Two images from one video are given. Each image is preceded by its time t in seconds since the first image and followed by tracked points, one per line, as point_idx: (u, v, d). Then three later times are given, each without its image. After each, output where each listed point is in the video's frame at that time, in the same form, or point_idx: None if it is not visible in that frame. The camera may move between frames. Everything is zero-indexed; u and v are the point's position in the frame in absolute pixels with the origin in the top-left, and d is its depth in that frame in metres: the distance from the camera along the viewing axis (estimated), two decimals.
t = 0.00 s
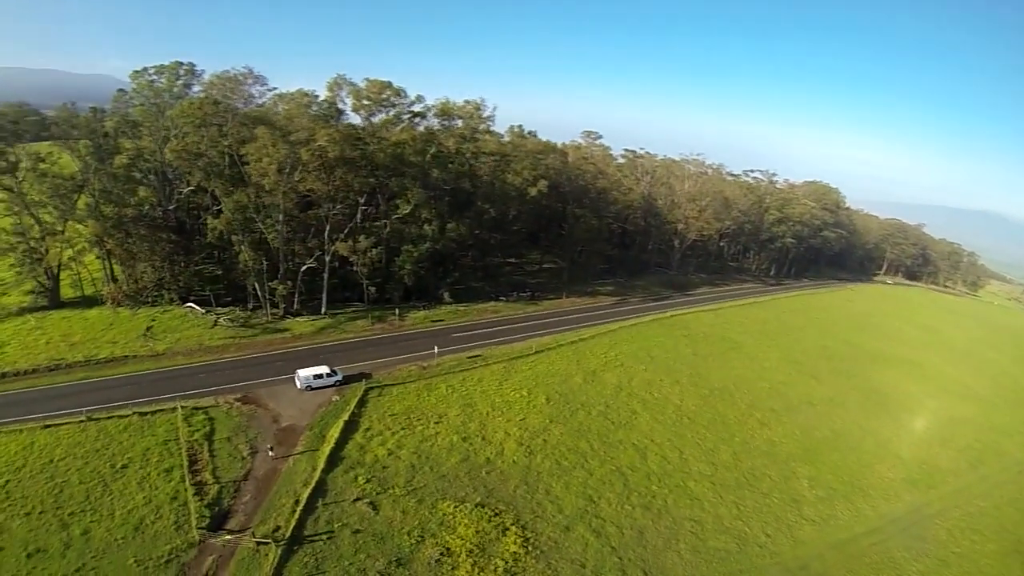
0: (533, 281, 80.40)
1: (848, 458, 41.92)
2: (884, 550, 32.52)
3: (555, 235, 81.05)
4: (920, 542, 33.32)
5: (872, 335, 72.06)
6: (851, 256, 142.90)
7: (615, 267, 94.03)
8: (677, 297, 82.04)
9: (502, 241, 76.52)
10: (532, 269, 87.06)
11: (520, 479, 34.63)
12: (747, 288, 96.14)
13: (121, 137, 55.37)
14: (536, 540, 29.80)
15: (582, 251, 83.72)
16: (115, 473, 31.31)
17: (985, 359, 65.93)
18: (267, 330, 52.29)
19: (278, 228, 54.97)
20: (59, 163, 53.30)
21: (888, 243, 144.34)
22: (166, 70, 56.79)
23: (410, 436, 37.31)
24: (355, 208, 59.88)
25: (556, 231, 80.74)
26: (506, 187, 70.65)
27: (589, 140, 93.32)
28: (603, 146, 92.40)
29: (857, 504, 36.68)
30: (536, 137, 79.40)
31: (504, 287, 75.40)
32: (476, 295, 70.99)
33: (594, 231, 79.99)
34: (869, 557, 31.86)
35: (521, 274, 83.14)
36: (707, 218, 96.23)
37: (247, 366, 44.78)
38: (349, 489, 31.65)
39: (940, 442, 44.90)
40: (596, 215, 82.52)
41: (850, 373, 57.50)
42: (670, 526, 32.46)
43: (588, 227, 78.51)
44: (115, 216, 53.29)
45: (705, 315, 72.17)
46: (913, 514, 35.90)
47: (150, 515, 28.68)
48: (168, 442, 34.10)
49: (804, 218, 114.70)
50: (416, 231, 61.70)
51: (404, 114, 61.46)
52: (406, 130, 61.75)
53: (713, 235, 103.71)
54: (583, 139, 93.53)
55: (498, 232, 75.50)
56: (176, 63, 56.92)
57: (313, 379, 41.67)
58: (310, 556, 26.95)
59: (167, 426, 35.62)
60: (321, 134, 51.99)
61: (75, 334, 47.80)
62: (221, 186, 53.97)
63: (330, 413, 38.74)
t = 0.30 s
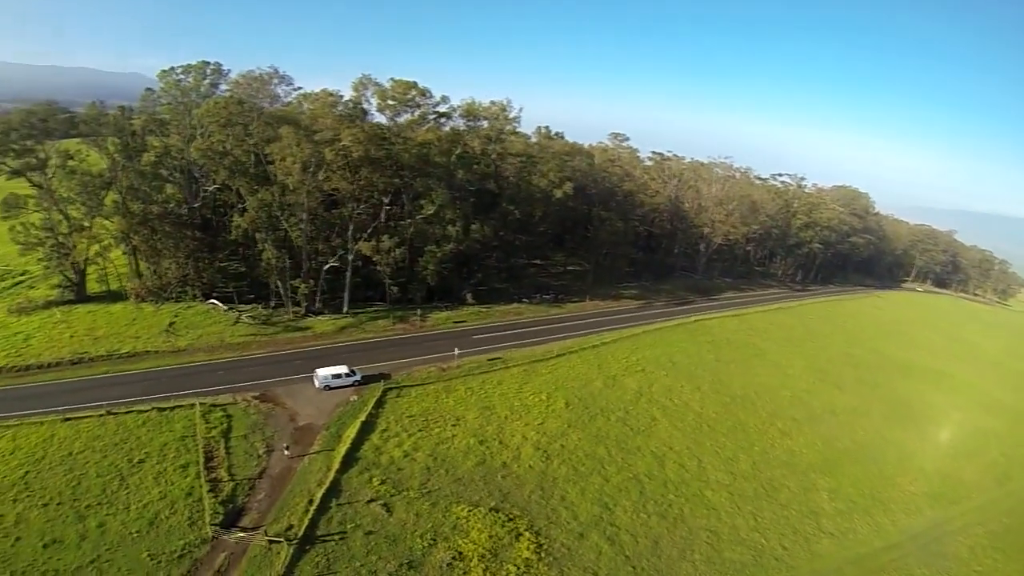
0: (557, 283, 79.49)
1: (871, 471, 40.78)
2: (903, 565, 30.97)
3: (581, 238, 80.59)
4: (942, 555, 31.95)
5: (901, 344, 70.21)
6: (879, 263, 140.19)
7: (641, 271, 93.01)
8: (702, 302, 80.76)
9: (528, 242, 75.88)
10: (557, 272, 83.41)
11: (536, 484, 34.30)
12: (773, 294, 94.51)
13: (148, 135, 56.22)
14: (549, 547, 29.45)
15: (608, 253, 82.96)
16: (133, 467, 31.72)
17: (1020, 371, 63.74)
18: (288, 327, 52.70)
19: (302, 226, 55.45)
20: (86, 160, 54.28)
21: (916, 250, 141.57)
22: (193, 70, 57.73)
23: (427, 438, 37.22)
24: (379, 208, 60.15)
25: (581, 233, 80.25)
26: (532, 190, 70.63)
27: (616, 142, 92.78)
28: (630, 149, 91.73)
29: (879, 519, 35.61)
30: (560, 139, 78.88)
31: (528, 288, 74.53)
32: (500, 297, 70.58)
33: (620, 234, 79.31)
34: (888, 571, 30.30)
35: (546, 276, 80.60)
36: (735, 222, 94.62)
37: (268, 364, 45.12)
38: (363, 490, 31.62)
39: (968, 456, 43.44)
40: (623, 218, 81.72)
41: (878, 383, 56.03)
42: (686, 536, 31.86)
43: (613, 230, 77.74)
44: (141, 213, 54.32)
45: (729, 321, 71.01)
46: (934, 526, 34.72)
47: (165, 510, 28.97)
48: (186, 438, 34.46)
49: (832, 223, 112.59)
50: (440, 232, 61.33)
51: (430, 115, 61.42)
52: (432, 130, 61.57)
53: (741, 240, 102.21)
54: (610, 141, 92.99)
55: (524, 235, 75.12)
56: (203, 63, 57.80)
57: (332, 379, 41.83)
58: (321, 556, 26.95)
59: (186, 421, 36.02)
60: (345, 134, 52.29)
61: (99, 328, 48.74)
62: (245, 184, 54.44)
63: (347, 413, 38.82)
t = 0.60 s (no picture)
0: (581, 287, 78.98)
1: (895, 485, 39.75)
2: None
3: (606, 241, 79.34)
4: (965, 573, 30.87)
5: (929, 353, 68.50)
6: (908, 269, 137.24)
7: (667, 276, 92.19)
8: (726, 307, 79.59)
9: (553, 245, 75.39)
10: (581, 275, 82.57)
11: (554, 490, 34.05)
12: (799, 300, 92.98)
13: (173, 134, 56.84)
14: (565, 554, 29.19)
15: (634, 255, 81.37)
16: (152, 463, 32.16)
17: None
18: (310, 327, 53.13)
19: (325, 226, 55.95)
20: (113, 159, 55.42)
21: (946, 256, 138.48)
22: (219, 70, 58.21)
23: (445, 441, 37.18)
24: (403, 209, 60.29)
25: (606, 236, 79.06)
26: (556, 192, 70.23)
27: (642, 145, 92.10)
28: (656, 151, 90.86)
29: (901, 535, 34.68)
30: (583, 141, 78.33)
31: (551, 291, 74.20)
32: (523, 299, 70.41)
33: (647, 238, 79.37)
34: None
35: (570, 279, 80.01)
36: (759, 227, 93.41)
37: (289, 363, 45.50)
38: (379, 492, 31.64)
39: (997, 471, 42.14)
40: (648, 221, 81.87)
41: (904, 393, 54.70)
42: (703, 547, 31.37)
43: (640, 233, 77.48)
44: (166, 212, 55.28)
45: (753, 326, 69.94)
46: (959, 543, 33.70)
47: (182, 506, 29.31)
48: (204, 435, 34.86)
49: (859, 228, 110.46)
50: (464, 233, 61.43)
51: (453, 116, 61.12)
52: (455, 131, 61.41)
53: (766, 245, 100.67)
54: (635, 143, 92.28)
55: (548, 236, 74.52)
56: (228, 64, 58.28)
57: (352, 379, 42.02)
58: (335, 556, 27.05)
59: (206, 419, 36.46)
60: (368, 135, 52.43)
61: (124, 324, 49.67)
62: (269, 184, 54.94)
63: (366, 414, 38.93)
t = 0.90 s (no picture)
0: (606, 291, 78.54)
1: (921, 500, 38.65)
2: None
3: (632, 244, 78.33)
4: None
5: (961, 364, 66.57)
6: (938, 275, 134.14)
7: (693, 280, 91.04)
8: (751, 313, 78.32)
9: (579, 248, 74.81)
10: (608, 278, 84.13)
11: (573, 497, 33.71)
12: (827, 307, 91.20)
13: (200, 135, 57.63)
14: (581, 564, 28.86)
15: (659, 258, 80.79)
16: (173, 459, 32.57)
17: None
18: (334, 327, 53.44)
19: (349, 227, 56.39)
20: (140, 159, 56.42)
21: (977, 262, 135.15)
22: (245, 72, 59.59)
23: (465, 445, 37.04)
24: (427, 211, 60.38)
25: (632, 240, 78.07)
26: (581, 196, 69.91)
27: (669, 148, 91.51)
28: (683, 154, 89.97)
29: (926, 552, 33.67)
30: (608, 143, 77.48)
31: (575, 295, 74.28)
32: (547, 302, 70.55)
33: (672, 242, 79.07)
34: None
35: (595, 283, 80.64)
36: (787, 233, 91.70)
37: (311, 363, 45.74)
38: (397, 495, 31.63)
39: None
40: (674, 225, 81.69)
41: (935, 405, 53.22)
42: (721, 560, 30.77)
43: (666, 237, 77.33)
44: (192, 212, 56.08)
45: (779, 333, 68.69)
46: (985, 561, 32.58)
47: (200, 503, 29.62)
48: (225, 433, 35.20)
49: (887, 234, 108.04)
50: (488, 236, 61.39)
51: (479, 118, 61.12)
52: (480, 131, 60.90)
53: (793, 250, 99.02)
54: (662, 146, 91.66)
55: (575, 240, 73.83)
56: (254, 65, 59.64)
57: (373, 380, 42.10)
58: (350, 559, 27.08)
59: (227, 417, 36.82)
60: (391, 137, 52.57)
61: (149, 321, 50.55)
62: (293, 185, 55.37)
63: (387, 416, 38.95)
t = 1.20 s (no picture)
0: (631, 294, 77.89)
1: (947, 516, 37.52)
2: None
3: (658, 248, 77.91)
4: None
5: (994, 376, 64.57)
6: (969, 283, 130.76)
7: (718, 285, 89.83)
8: (778, 319, 76.84)
9: (605, 250, 74.39)
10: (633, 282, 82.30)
11: (590, 504, 33.33)
12: (856, 313, 89.23)
13: (226, 133, 58.43)
14: (596, 571, 28.50)
15: (687, 262, 79.24)
16: (191, 455, 32.99)
17: None
18: (356, 327, 53.65)
19: (373, 227, 56.74)
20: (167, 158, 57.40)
21: (1010, 270, 131.61)
22: (272, 71, 60.43)
23: (484, 448, 36.89)
24: (452, 211, 60.41)
25: (658, 244, 77.67)
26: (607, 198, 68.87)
27: (698, 150, 90.64)
28: (711, 157, 88.92)
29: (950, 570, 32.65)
30: (633, 145, 76.65)
31: (600, 298, 73.74)
32: (570, 304, 70.23)
33: (699, 246, 77.49)
34: None
35: (620, 286, 79.79)
36: (815, 238, 88.08)
37: (332, 362, 46.02)
38: (413, 497, 31.61)
39: None
40: (700, 228, 80.45)
41: (965, 419, 51.68)
42: (738, 572, 30.15)
43: (692, 241, 75.98)
44: (218, 210, 56.82)
45: (805, 340, 67.31)
46: None
47: (216, 500, 29.92)
48: (244, 431, 35.52)
49: (918, 240, 105.40)
50: (513, 237, 61.19)
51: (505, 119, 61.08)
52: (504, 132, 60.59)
53: (822, 256, 97.16)
54: (690, 148, 90.88)
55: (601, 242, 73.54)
56: (281, 65, 60.35)
57: (394, 381, 42.14)
58: (363, 560, 27.10)
59: (246, 415, 37.16)
60: (416, 137, 52.55)
61: (173, 317, 51.42)
62: (317, 184, 55.93)
63: (406, 417, 38.96)
